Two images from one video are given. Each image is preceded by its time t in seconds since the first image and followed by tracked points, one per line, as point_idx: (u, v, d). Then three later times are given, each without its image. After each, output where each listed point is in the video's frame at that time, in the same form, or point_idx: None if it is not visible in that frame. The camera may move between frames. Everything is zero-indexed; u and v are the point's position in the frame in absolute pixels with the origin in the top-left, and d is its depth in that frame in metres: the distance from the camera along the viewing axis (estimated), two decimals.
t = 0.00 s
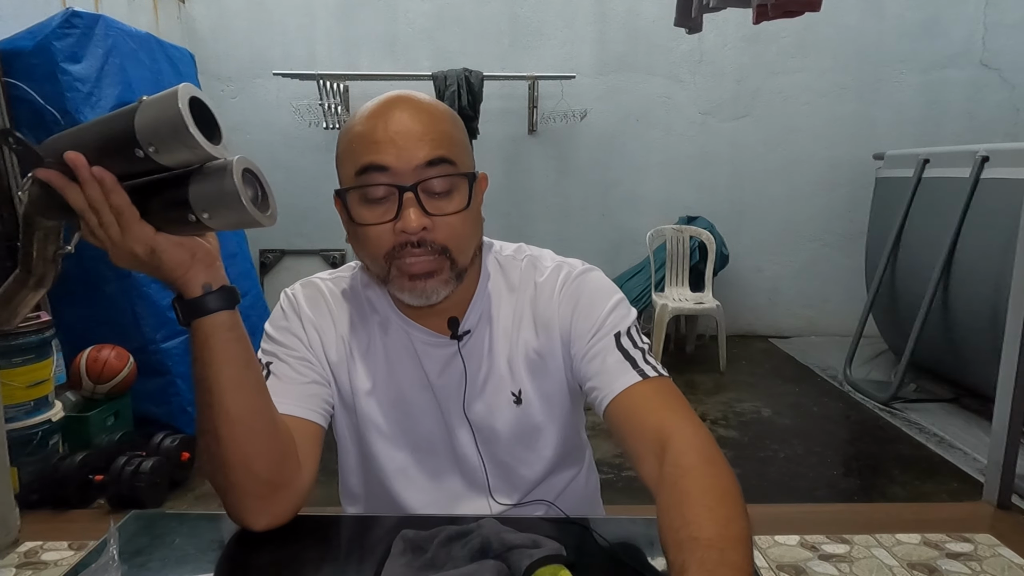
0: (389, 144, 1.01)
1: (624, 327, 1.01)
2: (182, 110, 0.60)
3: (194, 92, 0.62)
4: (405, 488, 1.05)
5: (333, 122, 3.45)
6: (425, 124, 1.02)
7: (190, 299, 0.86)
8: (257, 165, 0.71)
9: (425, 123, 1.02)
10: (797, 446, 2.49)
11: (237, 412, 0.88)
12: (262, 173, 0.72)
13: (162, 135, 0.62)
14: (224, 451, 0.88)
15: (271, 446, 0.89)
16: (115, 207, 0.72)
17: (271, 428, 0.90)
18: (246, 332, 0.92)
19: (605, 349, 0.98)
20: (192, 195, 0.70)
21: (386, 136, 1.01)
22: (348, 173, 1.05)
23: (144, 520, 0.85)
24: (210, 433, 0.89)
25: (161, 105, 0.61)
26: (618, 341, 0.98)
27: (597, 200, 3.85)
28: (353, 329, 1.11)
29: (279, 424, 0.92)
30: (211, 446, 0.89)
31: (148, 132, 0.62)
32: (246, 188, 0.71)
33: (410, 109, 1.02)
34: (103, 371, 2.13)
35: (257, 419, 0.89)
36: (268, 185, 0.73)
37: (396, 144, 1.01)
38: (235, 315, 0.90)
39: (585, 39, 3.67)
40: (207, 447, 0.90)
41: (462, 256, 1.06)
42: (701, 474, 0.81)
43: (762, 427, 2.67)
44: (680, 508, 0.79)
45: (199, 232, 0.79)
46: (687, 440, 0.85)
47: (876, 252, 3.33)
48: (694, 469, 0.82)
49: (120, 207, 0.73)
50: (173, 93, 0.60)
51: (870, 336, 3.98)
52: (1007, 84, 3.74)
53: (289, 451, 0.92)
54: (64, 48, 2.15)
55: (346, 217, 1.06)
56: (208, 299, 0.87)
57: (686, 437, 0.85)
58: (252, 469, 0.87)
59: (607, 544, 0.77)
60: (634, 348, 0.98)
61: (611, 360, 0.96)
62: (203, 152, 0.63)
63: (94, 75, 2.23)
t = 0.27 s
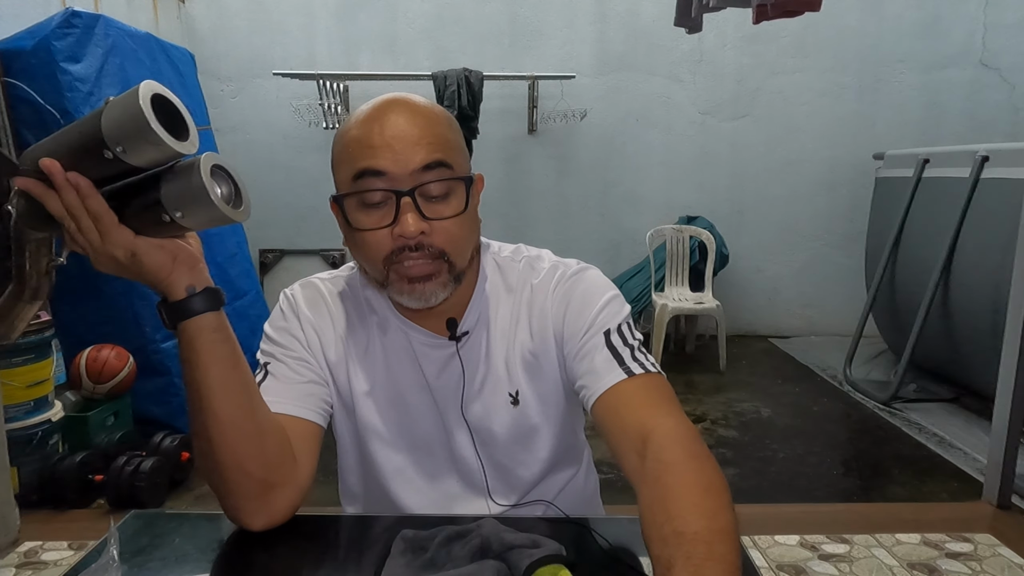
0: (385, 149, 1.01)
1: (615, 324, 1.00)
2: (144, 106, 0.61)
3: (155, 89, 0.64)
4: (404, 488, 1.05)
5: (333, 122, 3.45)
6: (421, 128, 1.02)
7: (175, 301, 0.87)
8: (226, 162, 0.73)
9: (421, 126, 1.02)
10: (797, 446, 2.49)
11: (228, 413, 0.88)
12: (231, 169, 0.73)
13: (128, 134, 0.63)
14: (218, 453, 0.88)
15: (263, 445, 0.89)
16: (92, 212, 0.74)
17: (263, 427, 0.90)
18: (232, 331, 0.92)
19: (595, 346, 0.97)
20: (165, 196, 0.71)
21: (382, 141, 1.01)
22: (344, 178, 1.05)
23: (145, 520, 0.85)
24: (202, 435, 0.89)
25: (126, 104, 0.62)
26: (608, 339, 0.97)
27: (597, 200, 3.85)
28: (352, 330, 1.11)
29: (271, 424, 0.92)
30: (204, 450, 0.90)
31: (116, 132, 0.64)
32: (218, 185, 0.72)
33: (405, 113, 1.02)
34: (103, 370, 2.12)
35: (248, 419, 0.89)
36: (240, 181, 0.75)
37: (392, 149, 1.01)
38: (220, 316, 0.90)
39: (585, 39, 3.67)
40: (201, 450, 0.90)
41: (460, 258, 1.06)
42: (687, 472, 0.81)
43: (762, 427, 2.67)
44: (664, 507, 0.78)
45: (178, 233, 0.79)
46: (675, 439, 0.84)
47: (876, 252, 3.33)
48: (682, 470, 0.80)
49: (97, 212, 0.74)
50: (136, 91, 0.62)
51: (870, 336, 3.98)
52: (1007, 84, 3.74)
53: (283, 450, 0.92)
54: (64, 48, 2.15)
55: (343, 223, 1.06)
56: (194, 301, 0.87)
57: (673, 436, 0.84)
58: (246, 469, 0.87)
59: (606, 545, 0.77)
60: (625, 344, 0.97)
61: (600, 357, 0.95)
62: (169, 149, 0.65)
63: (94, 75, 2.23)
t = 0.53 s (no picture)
0: (380, 144, 1.02)
1: (615, 319, 1.01)
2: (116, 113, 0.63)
3: (130, 95, 0.65)
4: (403, 487, 1.05)
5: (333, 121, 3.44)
6: (415, 124, 1.02)
7: (171, 301, 0.88)
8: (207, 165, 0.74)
9: (415, 122, 1.03)
10: (797, 446, 2.49)
11: (225, 412, 0.88)
12: (212, 172, 0.75)
13: (105, 141, 0.65)
14: (216, 452, 0.88)
15: (262, 444, 0.89)
16: (86, 215, 0.75)
17: (262, 426, 0.90)
18: (229, 332, 0.92)
19: (596, 339, 0.98)
20: (149, 200, 0.73)
21: (377, 137, 1.02)
22: (340, 175, 1.05)
23: (145, 520, 0.85)
24: (200, 436, 0.89)
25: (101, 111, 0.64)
26: (609, 332, 0.98)
27: (597, 200, 3.85)
28: (351, 329, 1.11)
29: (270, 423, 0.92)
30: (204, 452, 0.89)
31: (95, 140, 0.66)
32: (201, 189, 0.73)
33: (400, 110, 1.03)
34: (103, 371, 2.12)
35: (246, 418, 0.89)
36: (222, 184, 0.76)
37: (386, 144, 1.02)
38: (216, 316, 0.91)
39: (585, 39, 3.67)
40: (199, 451, 0.90)
41: (456, 254, 1.05)
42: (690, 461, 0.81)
43: (762, 427, 2.67)
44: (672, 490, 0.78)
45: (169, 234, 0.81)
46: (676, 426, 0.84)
47: (876, 252, 3.33)
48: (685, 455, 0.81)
49: (91, 215, 0.75)
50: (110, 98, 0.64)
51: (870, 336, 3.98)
52: (1007, 85, 3.74)
53: (282, 448, 0.92)
54: (64, 48, 2.15)
55: (340, 220, 1.07)
56: (189, 301, 0.88)
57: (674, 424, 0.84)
58: (245, 468, 0.87)
59: (607, 545, 0.77)
60: (626, 338, 0.97)
61: (601, 349, 0.96)
62: (144, 155, 0.66)
63: (94, 75, 2.23)
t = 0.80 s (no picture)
0: (386, 136, 1.04)
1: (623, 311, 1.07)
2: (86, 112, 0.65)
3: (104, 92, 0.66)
4: (409, 484, 1.05)
5: (332, 121, 3.44)
6: (421, 118, 1.05)
7: (173, 299, 0.87)
8: (192, 160, 0.74)
9: (421, 116, 1.06)
10: (797, 446, 2.49)
11: (227, 411, 0.88)
12: (195, 166, 0.75)
13: (79, 139, 0.66)
14: (217, 451, 0.88)
15: (263, 444, 0.89)
16: (87, 215, 0.77)
17: (264, 424, 0.90)
18: (232, 331, 0.92)
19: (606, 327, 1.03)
20: (135, 197, 0.74)
21: (383, 129, 1.04)
22: (347, 166, 1.08)
23: (145, 520, 0.85)
24: (201, 434, 0.89)
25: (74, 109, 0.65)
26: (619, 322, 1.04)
27: (597, 200, 3.85)
28: (354, 327, 1.12)
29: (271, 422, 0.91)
30: (205, 448, 0.89)
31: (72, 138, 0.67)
32: (187, 182, 0.74)
33: (406, 103, 1.06)
34: (103, 371, 2.12)
35: (248, 418, 0.89)
36: (209, 178, 0.76)
37: (393, 136, 1.04)
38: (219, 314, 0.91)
39: (585, 39, 3.67)
40: (201, 448, 0.90)
41: (460, 248, 1.07)
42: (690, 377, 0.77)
43: (762, 427, 2.67)
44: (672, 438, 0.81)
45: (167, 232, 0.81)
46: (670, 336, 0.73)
47: (876, 251, 3.33)
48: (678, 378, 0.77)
49: (92, 215, 0.77)
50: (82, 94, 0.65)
51: (870, 336, 3.98)
52: (1006, 84, 3.74)
53: (284, 448, 0.92)
54: (64, 48, 2.15)
55: (345, 211, 1.09)
56: (191, 300, 0.87)
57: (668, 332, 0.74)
58: (245, 468, 0.87)
59: (606, 543, 0.77)
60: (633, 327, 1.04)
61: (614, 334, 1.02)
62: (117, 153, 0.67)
63: (94, 75, 2.23)
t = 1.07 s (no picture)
0: (393, 132, 1.05)
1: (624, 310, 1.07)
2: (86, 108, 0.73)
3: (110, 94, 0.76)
4: (413, 482, 1.04)
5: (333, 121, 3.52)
6: (428, 115, 1.06)
7: (178, 297, 0.90)
8: (191, 160, 0.80)
9: (428, 114, 1.07)
10: (797, 446, 2.49)
11: (229, 409, 0.89)
12: (194, 166, 0.80)
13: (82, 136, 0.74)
14: (219, 449, 0.88)
15: (265, 443, 0.90)
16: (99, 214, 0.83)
17: (265, 422, 0.91)
18: (233, 328, 0.93)
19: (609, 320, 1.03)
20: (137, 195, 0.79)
21: (390, 125, 1.05)
22: (354, 161, 1.09)
23: (145, 519, 0.85)
24: (204, 431, 0.90)
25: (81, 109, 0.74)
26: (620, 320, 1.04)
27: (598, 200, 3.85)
28: (358, 326, 1.12)
29: (273, 421, 0.92)
30: (207, 446, 0.90)
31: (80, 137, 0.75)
32: (186, 179, 0.80)
33: (414, 102, 1.07)
34: (104, 371, 2.12)
35: (249, 416, 0.89)
36: (207, 179, 0.81)
37: (400, 132, 1.05)
38: (223, 313, 0.92)
39: (585, 39, 3.67)
40: (203, 445, 0.90)
41: (465, 244, 1.06)
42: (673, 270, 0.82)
43: (762, 427, 2.67)
44: (713, 360, 0.88)
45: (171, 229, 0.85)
46: (639, 231, 0.76)
47: (876, 252, 3.33)
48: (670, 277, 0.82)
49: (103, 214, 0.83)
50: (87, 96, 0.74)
51: (870, 336, 3.98)
52: (1007, 84, 3.74)
53: (285, 446, 0.92)
54: (64, 48, 2.15)
55: (352, 206, 1.10)
56: (195, 296, 0.90)
57: (636, 228, 0.76)
58: (247, 466, 0.88)
59: (606, 543, 0.77)
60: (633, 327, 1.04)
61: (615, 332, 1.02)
62: (115, 147, 0.74)
63: (94, 75, 2.23)
